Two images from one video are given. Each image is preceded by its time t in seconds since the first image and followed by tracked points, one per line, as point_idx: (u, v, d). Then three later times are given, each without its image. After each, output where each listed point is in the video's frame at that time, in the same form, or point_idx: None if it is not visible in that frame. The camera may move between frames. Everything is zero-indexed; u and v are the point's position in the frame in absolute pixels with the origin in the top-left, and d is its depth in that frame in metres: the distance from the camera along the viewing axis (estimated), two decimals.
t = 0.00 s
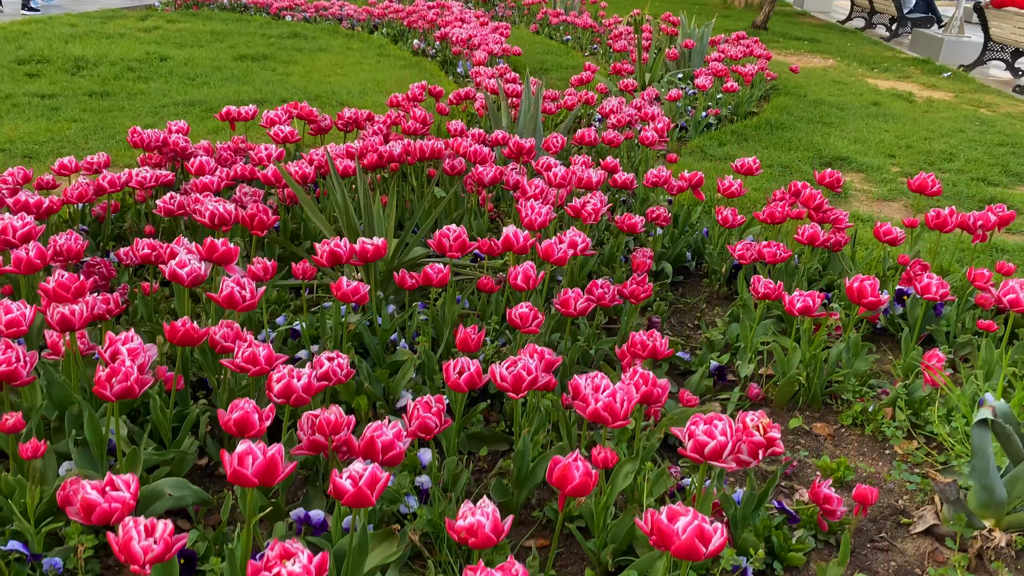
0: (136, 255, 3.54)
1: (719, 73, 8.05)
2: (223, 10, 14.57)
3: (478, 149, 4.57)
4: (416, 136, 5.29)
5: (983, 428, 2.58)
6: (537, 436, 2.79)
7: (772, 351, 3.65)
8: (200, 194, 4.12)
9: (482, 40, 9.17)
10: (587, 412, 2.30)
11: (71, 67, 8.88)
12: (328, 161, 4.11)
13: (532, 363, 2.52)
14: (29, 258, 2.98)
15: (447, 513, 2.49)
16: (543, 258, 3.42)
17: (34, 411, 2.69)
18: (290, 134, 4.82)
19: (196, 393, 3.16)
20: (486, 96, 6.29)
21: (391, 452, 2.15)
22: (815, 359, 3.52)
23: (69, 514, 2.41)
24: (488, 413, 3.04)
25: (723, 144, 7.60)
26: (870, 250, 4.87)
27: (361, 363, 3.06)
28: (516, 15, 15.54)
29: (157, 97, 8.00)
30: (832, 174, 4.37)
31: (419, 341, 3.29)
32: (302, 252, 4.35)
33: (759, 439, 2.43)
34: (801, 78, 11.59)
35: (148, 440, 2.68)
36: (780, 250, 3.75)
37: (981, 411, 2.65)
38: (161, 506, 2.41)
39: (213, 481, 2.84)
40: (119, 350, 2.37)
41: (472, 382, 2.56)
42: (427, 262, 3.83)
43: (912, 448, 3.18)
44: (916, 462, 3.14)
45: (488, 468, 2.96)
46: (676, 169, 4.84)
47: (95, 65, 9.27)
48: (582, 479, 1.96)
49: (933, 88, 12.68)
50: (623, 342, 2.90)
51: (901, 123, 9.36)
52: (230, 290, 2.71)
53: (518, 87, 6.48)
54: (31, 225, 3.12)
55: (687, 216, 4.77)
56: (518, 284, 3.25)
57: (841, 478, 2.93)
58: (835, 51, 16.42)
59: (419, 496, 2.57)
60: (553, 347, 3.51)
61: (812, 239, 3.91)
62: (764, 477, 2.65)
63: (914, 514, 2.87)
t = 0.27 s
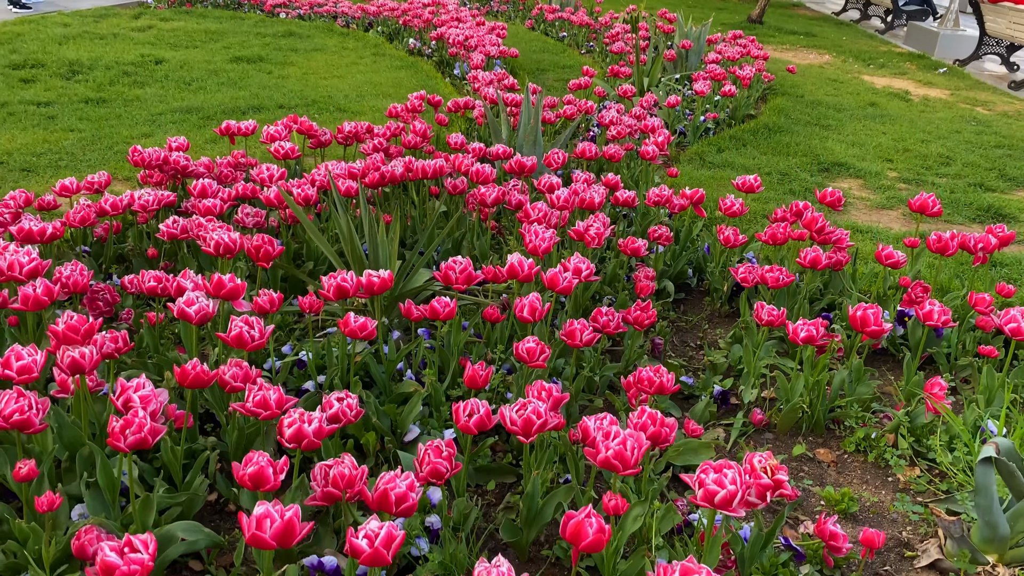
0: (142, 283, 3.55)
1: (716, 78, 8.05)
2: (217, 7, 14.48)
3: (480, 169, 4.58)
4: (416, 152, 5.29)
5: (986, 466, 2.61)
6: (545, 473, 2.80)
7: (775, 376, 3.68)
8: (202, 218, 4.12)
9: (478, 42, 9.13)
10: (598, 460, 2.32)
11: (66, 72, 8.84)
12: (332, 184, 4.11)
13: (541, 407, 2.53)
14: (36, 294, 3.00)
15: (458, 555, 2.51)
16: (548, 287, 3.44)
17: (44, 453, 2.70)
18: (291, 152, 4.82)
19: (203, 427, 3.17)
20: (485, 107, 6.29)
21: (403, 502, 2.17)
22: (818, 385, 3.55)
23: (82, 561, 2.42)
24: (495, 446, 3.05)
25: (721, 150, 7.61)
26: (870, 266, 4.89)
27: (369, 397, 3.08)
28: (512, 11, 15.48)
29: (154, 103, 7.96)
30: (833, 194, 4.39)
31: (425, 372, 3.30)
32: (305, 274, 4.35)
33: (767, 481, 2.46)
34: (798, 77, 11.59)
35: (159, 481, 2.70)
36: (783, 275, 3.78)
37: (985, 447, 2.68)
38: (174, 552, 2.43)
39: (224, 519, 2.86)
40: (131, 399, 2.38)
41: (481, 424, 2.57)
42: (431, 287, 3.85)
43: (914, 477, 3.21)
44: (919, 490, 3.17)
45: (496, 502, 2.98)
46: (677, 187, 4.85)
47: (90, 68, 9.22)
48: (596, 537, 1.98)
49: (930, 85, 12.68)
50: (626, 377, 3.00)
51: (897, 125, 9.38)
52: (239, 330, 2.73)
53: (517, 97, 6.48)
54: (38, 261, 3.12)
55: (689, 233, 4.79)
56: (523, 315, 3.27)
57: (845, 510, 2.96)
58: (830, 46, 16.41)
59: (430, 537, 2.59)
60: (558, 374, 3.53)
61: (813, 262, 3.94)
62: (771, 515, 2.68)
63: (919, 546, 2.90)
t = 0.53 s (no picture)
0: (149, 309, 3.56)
1: (713, 85, 8.09)
2: (210, 9, 14.43)
3: (483, 186, 4.60)
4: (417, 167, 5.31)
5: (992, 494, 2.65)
6: (557, 502, 2.83)
7: (779, 395, 3.72)
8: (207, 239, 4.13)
9: (474, 48, 9.13)
10: (613, 496, 2.35)
11: (61, 79, 8.80)
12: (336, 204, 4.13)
13: (554, 440, 2.56)
14: (47, 326, 3.01)
15: None
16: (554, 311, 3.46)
17: (58, 488, 2.71)
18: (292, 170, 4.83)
19: (214, 455, 3.19)
20: (484, 118, 6.31)
21: (421, 542, 2.19)
22: (822, 406, 3.59)
23: None
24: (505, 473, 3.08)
25: (718, 158, 7.65)
26: (869, 279, 4.93)
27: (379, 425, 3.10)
28: (505, 12, 15.47)
29: (150, 112, 7.95)
30: (833, 210, 4.43)
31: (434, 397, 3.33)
32: (309, 294, 4.36)
33: (778, 513, 2.49)
34: (792, 79, 11.62)
35: (173, 514, 2.71)
36: (786, 295, 3.81)
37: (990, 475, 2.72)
38: None
39: (237, 549, 2.87)
40: (148, 438, 2.40)
41: (494, 457, 2.59)
42: (437, 309, 3.87)
43: (918, 498, 3.25)
44: (923, 512, 3.21)
45: (507, 529, 3.01)
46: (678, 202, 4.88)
47: (84, 75, 9.18)
48: None
49: (922, 87, 12.75)
50: (634, 402, 3.05)
51: (891, 130, 9.43)
52: (251, 364, 2.74)
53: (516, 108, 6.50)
54: (47, 291, 3.13)
55: (689, 248, 4.82)
56: (531, 341, 3.30)
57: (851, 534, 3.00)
58: (822, 46, 16.47)
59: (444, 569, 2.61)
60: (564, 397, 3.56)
61: (816, 281, 3.98)
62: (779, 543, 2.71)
63: (924, 571, 2.94)
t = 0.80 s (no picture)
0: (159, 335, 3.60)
1: (707, 97, 8.17)
2: (204, 22, 14.46)
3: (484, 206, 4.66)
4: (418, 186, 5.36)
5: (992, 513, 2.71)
6: (566, 525, 2.88)
7: (780, 412, 3.79)
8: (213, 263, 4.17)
9: (469, 61, 9.19)
10: (624, 523, 2.41)
11: (58, 97, 8.83)
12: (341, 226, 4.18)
13: (564, 466, 2.61)
14: (61, 356, 3.05)
15: None
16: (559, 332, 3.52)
17: (76, 518, 2.75)
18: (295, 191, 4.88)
19: (226, 481, 3.23)
20: (482, 135, 6.36)
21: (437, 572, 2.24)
22: (823, 423, 3.65)
23: None
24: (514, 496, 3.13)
25: (713, 171, 7.73)
26: (865, 294, 5.01)
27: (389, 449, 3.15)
28: (498, 22, 15.55)
29: (148, 129, 7.99)
30: (830, 227, 4.50)
31: (442, 421, 3.38)
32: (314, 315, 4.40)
33: (784, 536, 2.56)
34: (783, 88, 11.72)
35: (190, 543, 2.76)
36: (785, 314, 3.87)
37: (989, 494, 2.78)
38: None
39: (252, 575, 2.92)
40: (167, 470, 2.44)
41: (506, 483, 2.65)
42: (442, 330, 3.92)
43: (918, 515, 3.32)
44: (924, 528, 3.28)
45: (517, 551, 3.06)
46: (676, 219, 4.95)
47: (81, 92, 9.21)
48: None
49: (912, 94, 12.88)
50: (640, 423, 3.11)
51: (883, 139, 9.53)
52: (265, 393, 2.79)
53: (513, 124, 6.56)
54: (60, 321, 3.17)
55: (688, 265, 4.89)
56: (538, 364, 3.35)
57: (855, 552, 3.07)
58: (813, 53, 16.60)
59: None
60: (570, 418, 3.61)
61: (814, 299, 4.04)
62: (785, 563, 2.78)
63: None
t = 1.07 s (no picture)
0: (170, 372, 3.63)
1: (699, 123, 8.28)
2: (197, 54, 14.57)
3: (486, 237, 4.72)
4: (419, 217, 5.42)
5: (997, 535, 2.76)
6: (580, 556, 2.91)
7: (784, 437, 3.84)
8: (221, 299, 4.21)
9: (463, 91, 9.29)
10: (640, 554, 2.45)
11: (55, 132, 8.89)
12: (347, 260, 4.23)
13: (578, 498, 2.65)
14: (76, 397, 3.08)
15: None
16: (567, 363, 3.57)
17: (95, 559, 2.77)
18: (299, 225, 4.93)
19: (240, 518, 3.25)
20: (479, 165, 6.44)
21: None
22: (827, 448, 3.70)
23: None
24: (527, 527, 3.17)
25: (707, 196, 7.83)
26: (863, 317, 5.08)
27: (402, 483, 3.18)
28: (488, 49, 15.71)
29: (146, 163, 8.04)
30: (827, 253, 4.58)
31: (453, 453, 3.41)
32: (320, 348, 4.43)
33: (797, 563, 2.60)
34: (772, 112, 11.88)
35: None
36: (787, 340, 3.94)
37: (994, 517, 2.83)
38: None
39: None
40: (189, 510, 2.47)
41: (521, 516, 2.68)
42: (449, 362, 3.96)
43: (924, 537, 3.37)
44: (930, 550, 3.33)
45: None
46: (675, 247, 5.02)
47: (78, 126, 9.27)
48: None
49: (899, 115, 13.07)
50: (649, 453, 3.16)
51: (873, 161, 9.67)
52: (282, 430, 2.83)
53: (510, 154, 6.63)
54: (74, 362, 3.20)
55: (688, 291, 4.95)
56: (547, 395, 3.40)
57: None
58: (799, 76, 16.82)
59: None
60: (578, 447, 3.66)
61: (814, 325, 4.11)
62: None
63: None
